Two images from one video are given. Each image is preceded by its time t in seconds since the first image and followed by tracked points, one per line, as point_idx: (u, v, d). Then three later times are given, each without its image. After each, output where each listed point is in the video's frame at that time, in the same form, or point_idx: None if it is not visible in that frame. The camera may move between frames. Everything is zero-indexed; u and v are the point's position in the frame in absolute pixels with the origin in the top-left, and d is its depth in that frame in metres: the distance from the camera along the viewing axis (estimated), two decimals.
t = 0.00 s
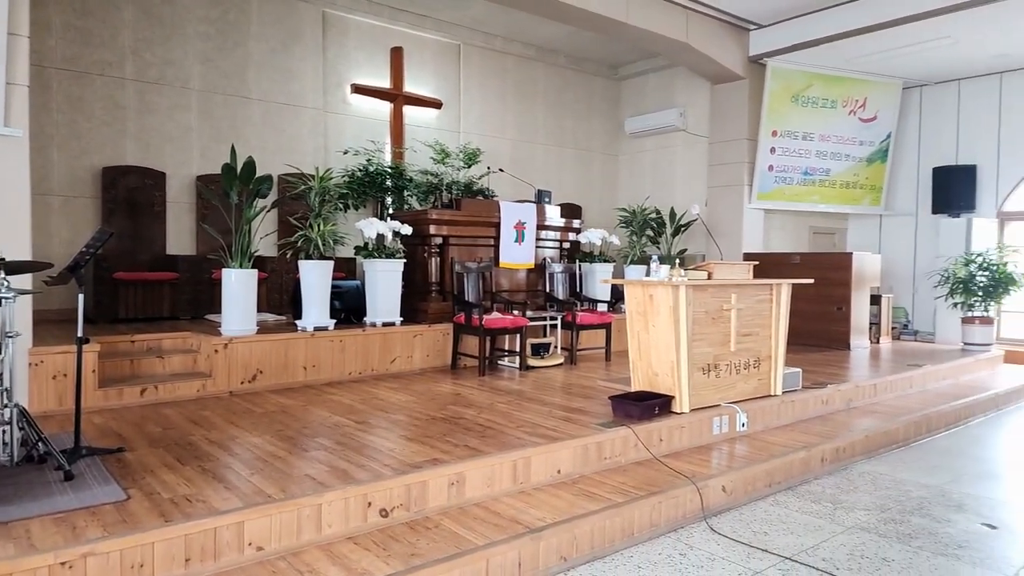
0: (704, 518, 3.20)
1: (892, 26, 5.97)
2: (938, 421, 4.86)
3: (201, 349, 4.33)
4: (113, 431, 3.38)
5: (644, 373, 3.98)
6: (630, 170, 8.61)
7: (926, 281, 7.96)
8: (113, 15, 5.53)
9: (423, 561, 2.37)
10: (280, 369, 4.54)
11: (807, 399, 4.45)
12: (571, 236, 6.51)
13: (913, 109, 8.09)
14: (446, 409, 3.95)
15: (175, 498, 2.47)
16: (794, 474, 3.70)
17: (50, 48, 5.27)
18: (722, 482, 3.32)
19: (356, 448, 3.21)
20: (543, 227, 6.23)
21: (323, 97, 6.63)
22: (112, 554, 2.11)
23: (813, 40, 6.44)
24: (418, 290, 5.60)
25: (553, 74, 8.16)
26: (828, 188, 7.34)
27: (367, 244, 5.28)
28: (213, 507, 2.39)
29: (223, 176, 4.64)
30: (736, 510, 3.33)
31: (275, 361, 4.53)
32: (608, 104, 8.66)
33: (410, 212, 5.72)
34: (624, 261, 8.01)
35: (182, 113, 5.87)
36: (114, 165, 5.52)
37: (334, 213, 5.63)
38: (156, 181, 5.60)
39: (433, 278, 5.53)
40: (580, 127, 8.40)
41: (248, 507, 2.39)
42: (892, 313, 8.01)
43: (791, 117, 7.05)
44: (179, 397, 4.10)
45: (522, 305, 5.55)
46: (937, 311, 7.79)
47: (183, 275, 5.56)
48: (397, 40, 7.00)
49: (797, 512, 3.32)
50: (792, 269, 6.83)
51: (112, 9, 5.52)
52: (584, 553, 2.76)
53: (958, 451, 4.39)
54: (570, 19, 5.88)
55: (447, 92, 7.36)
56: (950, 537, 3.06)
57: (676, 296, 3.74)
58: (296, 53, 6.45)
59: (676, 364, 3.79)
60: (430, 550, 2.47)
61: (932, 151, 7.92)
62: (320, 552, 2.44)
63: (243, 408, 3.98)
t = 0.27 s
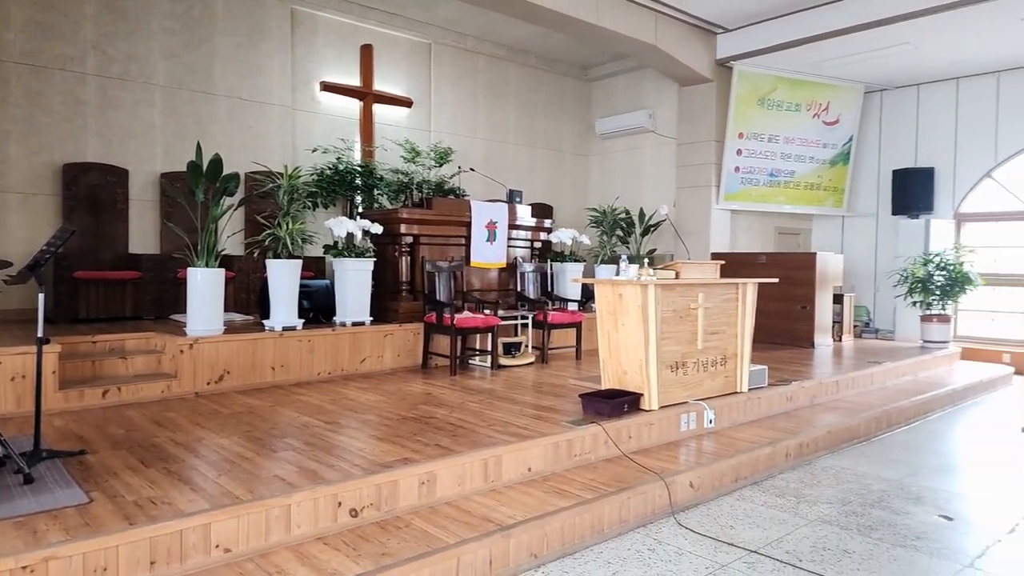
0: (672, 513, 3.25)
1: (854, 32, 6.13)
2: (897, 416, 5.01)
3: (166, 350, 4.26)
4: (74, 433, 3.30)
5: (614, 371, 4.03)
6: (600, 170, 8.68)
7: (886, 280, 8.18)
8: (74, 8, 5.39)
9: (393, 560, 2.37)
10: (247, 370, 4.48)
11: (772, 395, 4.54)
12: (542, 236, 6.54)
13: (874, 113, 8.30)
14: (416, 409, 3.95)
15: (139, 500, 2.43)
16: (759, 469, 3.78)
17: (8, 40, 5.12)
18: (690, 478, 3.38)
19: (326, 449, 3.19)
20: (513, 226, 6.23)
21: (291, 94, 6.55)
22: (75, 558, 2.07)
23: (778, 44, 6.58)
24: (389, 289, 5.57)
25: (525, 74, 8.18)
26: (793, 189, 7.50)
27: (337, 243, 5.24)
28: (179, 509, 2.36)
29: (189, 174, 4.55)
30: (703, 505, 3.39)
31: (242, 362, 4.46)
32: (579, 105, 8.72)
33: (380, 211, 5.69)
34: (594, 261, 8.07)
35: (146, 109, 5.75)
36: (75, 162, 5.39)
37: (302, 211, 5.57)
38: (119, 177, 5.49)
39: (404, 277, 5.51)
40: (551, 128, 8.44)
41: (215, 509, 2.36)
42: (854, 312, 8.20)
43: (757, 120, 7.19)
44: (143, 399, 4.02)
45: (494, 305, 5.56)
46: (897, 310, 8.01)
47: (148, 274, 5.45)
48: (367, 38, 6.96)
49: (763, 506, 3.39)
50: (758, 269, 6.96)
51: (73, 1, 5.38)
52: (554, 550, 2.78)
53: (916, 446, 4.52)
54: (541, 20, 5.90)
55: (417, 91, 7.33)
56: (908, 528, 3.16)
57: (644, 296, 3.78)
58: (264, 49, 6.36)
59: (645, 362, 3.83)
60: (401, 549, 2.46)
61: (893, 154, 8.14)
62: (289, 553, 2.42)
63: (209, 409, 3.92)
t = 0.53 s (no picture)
0: (640, 509, 3.31)
1: (814, 38, 6.29)
2: (856, 412, 5.16)
3: (129, 351, 4.18)
4: (34, 438, 3.22)
5: (583, 370, 4.08)
6: (569, 171, 8.74)
7: (846, 280, 8.41)
8: (31, 1, 5.25)
9: (365, 560, 2.37)
10: (213, 371, 4.42)
11: (737, 393, 4.65)
12: (512, 236, 6.57)
13: (834, 117, 8.53)
14: (387, 410, 3.94)
15: (105, 504, 2.39)
16: (724, 465, 3.87)
17: None
18: (657, 474, 3.44)
19: (295, 450, 3.17)
20: (483, 226, 6.28)
21: (257, 92, 6.47)
22: (40, 563, 2.03)
23: (742, 49, 6.72)
24: (357, 289, 5.54)
25: (494, 74, 8.20)
26: (756, 191, 7.68)
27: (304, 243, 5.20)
28: (146, 513, 2.33)
29: (152, 173, 4.47)
30: (670, 501, 3.46)
31: (208, 363, 4.40)
32: (548, 106, 8.77)
33: (349, 210, 5.66)
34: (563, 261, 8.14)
35: (107, 106, 5.63)
36: (32, 159, 5.24)
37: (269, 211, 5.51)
38: (78, 175, 5.35)
39: (373, 278, 5.48)
40: (520, 128, 8.47)
41: (183, 512, 2.33)
42: (816, 311, 8.42)
43: (722, 122, 7.33)
44: (105, 402, 3.94)
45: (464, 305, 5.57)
46: (856, 309, 8.24)
47: (108, 275, 5.36)
48: (334, 36, 6.91)
49: (728, 501, 3.48)
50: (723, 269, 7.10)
51: None
52: (525, 547, 2.81)
53: (875, 440, 4.67)
54: (510, 21, 5.94)
55: (386, 90, 7.30)
56: (866, 520, 3.27)
57: (613, 296, 3.84)
58: (230, 47, 6.27)
59: (613, 361, 3.89)
60: (372, 549, 2.47)
61: (852, 157, 8.37)
62: (259, 555, 2.41)
63: (175, 412, 3.86)
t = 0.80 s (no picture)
0: (612, 505, 3.36)
1: (780, 43, 6.44)
2: (821, 408, 5.30)
3: (94, 353, 4.12)
4: None
5: (556, 369, 4.12)
6: (541, 172, 8.79)
7: (811, 279, 8.61)
8: None
9: (340, 559, 2.38)
10: (182, 373, 4.36)
11: (706, 390, 4.74)
12: (485, 236, 6.60)
13: (800, 120, 8.72)
14: (360, 410, 3.94)
15: (74, 507, 2.36)
16: (694, 461, 3.95)
17: None
18: (629, 471, 3.50)
19: (268, 451, 3.15)
20: (456, 226, 6.31)
21: (225, 90, 6.38)
22: (8, 568, 2.00)
23: (711, 52, 6.84)
24: (329, 289, 5.51)
25: (465, 75, 8.22)
26: (724, 192, 7.83)
27: (275, 243, 5.18)
28: (117, 515, 2.30)
29: (118, 172, 4.39)
30: (641, 497, 3.52)
31: (176, 365, 4.34)
32: (519, 106, 8.81)
33: (320, 210, 5.62)
34: (535, 261, 8.19)
35: (69, 103, 5.50)
36: None
37: (238, 210, 5.45)
38: (39, 173, 5.25)
39: (344, 278, 5.45)
40: (492, 129, 8.50)
41: (155, 514, 2.31)
42: (782, 310, 8.60)
43: (691, 125, 7.43)
44: (70, 405, 3.87)
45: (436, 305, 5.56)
46: (821, 308, 8.45)
47: (71, 275, 5.34)
48: (304, 34, 6.85)
49: (697, 496, 3.55)
50: (693, 269, 7.21)
51: None
52: (499, 544, 2.84)
53: (838, 435, 4.80)
54: (482, 22, 5.96)
55: (357, 89, 7.26)
56: (830, 512, 3.37)
57: (585, 295, 3.90)
58: (197, 44, 6.18)
59: (586, 359, 3.94)
60: (348, 548, 2.48)
61: (817, 159, 8.57)
62: (233, 556, 2.40)
63: (143, 414, 3.81)
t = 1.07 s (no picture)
0: (586, 501, 3.41)
1: (749, 46, 6.57)
2: (790, 404, 5.42)
3: (61, 354, 4.03)
4: None
5: (531, 367, 4.15)
6: (515, 172, 8.82)
7: (780, 278, 8.78)
8: None
9: (317, 558, 2.38)
10: (152, 374, 4.30)
11: (678, 387, 4.82)
12: (459, 236, 6.61)
13: (769, 122, 8.89)
14: (335, 410, 3.93)
15: (44, 510, 2.33)
16: (667, 457, 4.01)
17: None
18: (603, 467, 3.55)
19: (242, 451, 3.13)
20: (431, 226, 6.32)
21: (195, 87, 6.30)
22: None
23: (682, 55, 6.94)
24: (303, 288, 5.48)
25: (439, 74, 8.21)
26: (696, 193, 7.96)
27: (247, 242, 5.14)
28: (89, 517, 2.27)
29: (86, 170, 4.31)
30: (615, 493, 3.57)
31: (146, 366, 4.28)
32: (494, 106, 8.83)
33: (293, 209, 5.58)
34: (510, 260, 8.23)
35: (34, 100, 5.38)
36: None
37: (209, 209, 5.39)
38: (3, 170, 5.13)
39: (318, 277, 5.42)
40: (466, 128, 8.50)
41: (128, 515, 2.29)
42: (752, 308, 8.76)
43: (663, 126, 7.55)
44: (36, 407, 3.80)
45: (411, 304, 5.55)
46: (789, 306, 8.62)
47: (36, 275, 5.22)
48: (276, 32, 6.79)
49: (670, 491, 3.62)
50: (665, 268, 7.31)
51: None
52: (475, 541, 2.87)
53: (806, 430, 4.92)
54: (456, 22, 5.98)
55: (330, 88, 7.22)
56: (798, 505, 3.46)
57: (560, 294, 3.94)
58: (166, 40, 6.09)
59: (560, 358, 3.98)
60: (324, 547, 2.48)
61: (785, 161, 8.75)
62: (207, 557, 2.39)
63: (112, 416, 3.75)
